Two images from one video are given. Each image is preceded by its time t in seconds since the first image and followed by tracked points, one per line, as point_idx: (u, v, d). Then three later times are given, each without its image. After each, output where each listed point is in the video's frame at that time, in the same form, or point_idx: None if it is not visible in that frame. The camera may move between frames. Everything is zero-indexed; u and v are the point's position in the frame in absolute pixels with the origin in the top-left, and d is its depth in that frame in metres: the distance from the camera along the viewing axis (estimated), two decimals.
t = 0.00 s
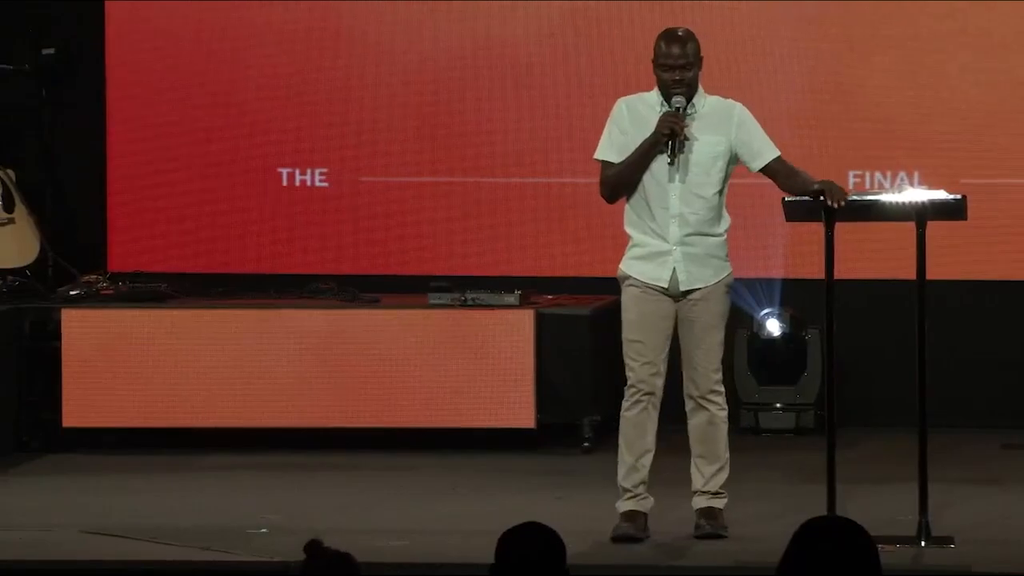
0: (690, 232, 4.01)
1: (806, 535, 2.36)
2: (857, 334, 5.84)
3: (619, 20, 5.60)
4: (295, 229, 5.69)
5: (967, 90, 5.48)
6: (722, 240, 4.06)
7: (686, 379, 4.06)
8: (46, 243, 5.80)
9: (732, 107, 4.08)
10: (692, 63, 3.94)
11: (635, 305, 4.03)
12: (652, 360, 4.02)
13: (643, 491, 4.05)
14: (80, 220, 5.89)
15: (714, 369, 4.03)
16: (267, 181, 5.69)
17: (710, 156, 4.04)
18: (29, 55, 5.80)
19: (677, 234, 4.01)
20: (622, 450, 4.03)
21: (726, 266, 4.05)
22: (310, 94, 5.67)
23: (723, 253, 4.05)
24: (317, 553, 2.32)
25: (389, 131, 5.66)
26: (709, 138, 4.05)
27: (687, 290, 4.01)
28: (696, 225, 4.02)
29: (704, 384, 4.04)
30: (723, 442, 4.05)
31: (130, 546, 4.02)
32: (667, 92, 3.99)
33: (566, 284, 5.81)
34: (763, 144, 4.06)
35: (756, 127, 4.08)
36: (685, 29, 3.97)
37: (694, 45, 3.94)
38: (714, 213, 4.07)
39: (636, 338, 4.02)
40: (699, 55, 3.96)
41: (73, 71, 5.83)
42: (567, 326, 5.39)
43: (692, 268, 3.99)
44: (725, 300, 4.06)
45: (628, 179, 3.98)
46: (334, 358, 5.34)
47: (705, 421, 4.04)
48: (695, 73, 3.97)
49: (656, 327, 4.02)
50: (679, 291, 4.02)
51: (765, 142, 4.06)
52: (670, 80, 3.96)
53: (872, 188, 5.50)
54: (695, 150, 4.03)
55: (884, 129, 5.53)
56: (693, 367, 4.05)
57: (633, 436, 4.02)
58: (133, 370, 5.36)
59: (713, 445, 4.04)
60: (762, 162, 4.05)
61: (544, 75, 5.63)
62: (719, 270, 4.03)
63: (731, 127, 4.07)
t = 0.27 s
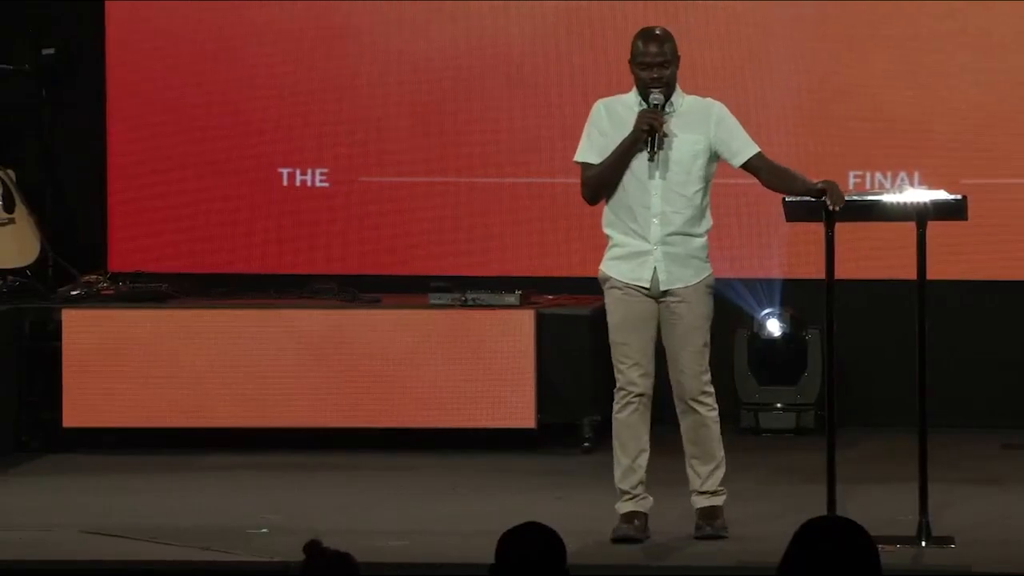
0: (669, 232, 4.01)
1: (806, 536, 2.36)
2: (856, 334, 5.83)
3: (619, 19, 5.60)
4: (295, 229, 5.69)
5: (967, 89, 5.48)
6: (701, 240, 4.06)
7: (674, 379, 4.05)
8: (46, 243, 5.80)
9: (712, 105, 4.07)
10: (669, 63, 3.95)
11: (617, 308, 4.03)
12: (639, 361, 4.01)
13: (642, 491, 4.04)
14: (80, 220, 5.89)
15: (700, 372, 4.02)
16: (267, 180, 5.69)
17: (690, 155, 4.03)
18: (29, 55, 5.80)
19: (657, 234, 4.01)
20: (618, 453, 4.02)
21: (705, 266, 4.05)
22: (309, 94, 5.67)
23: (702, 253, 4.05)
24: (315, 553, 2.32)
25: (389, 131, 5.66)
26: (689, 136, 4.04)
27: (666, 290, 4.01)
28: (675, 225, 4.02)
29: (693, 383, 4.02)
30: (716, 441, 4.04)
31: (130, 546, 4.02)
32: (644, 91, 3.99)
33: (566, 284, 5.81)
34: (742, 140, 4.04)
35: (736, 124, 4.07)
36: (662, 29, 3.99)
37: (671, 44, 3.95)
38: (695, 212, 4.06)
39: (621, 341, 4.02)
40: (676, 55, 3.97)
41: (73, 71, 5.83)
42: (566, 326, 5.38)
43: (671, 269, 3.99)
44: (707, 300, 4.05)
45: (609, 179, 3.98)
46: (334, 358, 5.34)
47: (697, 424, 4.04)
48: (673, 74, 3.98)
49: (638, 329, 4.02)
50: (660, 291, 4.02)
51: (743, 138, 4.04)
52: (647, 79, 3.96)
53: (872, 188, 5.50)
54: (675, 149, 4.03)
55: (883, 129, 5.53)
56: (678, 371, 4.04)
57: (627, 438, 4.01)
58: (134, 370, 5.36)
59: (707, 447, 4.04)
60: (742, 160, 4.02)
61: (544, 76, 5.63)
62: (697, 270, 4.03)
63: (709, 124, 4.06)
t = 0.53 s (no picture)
0: (653, 233, 4.01)
1: (806, 536, 2.36)
2: (856, 334, 5.83)
3: (619, 19, 5.59)
4: (296, 228, 5.69)
5: (967, 90, 5.48)
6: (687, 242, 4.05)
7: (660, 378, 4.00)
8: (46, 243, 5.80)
9: (696, 107, 4.07)
10: (651, 64, 3.95)
11: (604, 309, 4.03)
12: (628, 362, 4.01)
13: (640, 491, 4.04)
14: (80, 221, 5.89)
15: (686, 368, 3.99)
16: (267, 180, 5.69)
17: (675, 157, 4.03)
18: (29, 55, 5.80)
19: (642, 235, 4.00)
20: (613, 453, 4.02)
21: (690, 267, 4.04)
22: (309, 94, 5.67)
23: (688, 255, 4.04)
24: (314, 554, 2.31)
25: (389, 131, 5.66)
26: (674, 138, 4.03)
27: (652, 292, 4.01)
28: (660, 226, 4.01)
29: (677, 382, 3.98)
30: (699, 441, 4.01)
31: (130, 546, 4.02)
32: (627, 93, 3.98)
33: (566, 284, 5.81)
34: (729, 141, 4.04)
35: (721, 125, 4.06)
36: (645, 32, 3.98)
37: (654, 46, 3.95)
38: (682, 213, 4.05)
39: (610, 343, 4.03)
40: (658, 57, 3.97)
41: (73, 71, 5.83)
42: (566, 326, 5.41)
43: (656, 270, 3.99)
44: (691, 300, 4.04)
45: (593, 182, 3.97)
46: (334, 359, 5.34)
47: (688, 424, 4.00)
48: (656, 75, 3.97)
49: (627, 329, 4.03)
50: (644, 291, 4.01)
51: (730, 139, 4.04)
52: (629, 81, 3.96)
53: (872, 188, 5.50)
54: (659, 150, 4.02)
55: (883, 129, 5.53)
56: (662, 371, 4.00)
57: (623, 438, 4.01)
58: (134, 370, 5.36)
59: (694, 447, 4.01)
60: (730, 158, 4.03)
61: (543, 76, 5.63)
62: (683, 272, 4.02)
63: (695, 126, 4.06)
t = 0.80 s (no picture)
0: (645, 234, 4.00)
1: (805, 536, 2.36)
2: (856, 334, 5.83)
3: (619, 19, 5.59)
4: (295, 228, 5.69)
5: (967, 90, 5.48)
6: (680, 242, 4.04)
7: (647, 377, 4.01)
8: (46, 243, 5.80)
9: (686, 107, 4.08)
10: (642, 64, 3.95)
11: (598, 310, 4.04)
12: (624, 362, 4.01)
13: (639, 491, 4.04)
14: (80, 221, 5.89)
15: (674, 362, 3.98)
16: (267, 180, 5.69)
17: (665, 157, 4.03)
18: (29, 55, 5.80)
19: (633, 235, 4.00)
20: (611, 453, 4.02)
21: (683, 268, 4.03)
22: (308, 94, 5.67)
23: (680, 256, 4.03)
24: (312, 553, 2.32)
25: (388, 131, 5.66)
26: (664, 138, 4.04)
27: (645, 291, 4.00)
28: (651, 226, 4.01)
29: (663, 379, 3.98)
30: (682, 442, 3.99)
31: (130, 545, 4.02)
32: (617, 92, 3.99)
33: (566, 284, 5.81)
34: (720, 139, 4.04)
35: (712, 125, 4.06)
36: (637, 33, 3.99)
37: (645, 46, 3.95)
38: (674, 215, 4.05)
39: (606, 343, 4.03)
40: (649, 58, 3.97)
41: (73, 71, 5.83)
42: (566, 326, 5.42)
43: (647, 269, 3.98)
44: (683, 298, 4.04)
45: (584, 181, 3.98)
46: (334, 359, 5.34)
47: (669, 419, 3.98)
48: (647, 75, 3.98)
49: (621, 329, 4.03)
50: (638, 291, 4.01)
51: (722, 136, 4.04)
52: (620, 80, 3.96)
53: (872, 188, 5.51)
54: (649, 150, 4.03)
55: (883, 129, 5.53)
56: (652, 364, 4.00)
57: (618, 438, 4.01)
58: (135, 370, 5.36)
59: (675, 448, 3.98)
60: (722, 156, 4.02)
61: (543, 75, 5.63)
62: (675, 272, 4.01)
63: (686, 125, 4.06)
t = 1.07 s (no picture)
0: (642, 233, 4.01)
1: (804, 535, 2.36)
2: (855, 334, 5.83)
3: (618, 19, 5.59)
4: (294, 228, 5.69)
5: (966, 89, 5.48)
6: (677, 240, 4.04)
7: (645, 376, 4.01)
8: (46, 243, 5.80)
9: (683, 105, 4.07)
10: (636, 62, 3.95)
11: (596, 310, 4.04)
12: (621, 362, 4.02)
13: (638, 492, 4.04)
14: (80, 221, 5.89)
15: (672, 359, 3.99)
16: (267, 180, 5.69)
17: (662, 155, 4.03)
18: (28, 55, 5.80)
19: (630, 235, 4.00)
20: (609, 453, 4.02)
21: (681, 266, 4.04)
22: (307, 94, 5.67)
23: (678, 254, 4.03)
24: (311, 552, 2.31)
25: (387, 131, 5.66)
26: (661, 136, 4.03)
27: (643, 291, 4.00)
28: (649, 226, 4.01)
29: (660, 377, 3.98)
30: (683, 439, 3.97)
31: (129, 546, 4.02)
32: (613, 91, 3.98)
33: (566, 284, 5.81)
34: (716, 136, 4.03)
35: (708, 122, 4.06)
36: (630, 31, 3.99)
37: (639, 44, 3.95)
38: (671, 213, 4.05)
39: (604, 343, 4.03)
40: (643, 55, 3.97)
41: (72, 71, 5.83)
42: (565, 326, 5.42)
43: (644, 268, 3.98)
44: (680, 296, 4.03)
45: (581, 180, 3.98)
46: (333, 358, 5.34)
47: (666, 415, 3.97)
48: (641, 73, 3.98)
49: (619, 329, 4.03)
50: (635, 290, 4.01)
51: (718, 133, 4.04)
52: (615, 79, 3.96)
53: (870, 188, 5.51)
54: (646, 148, 4.02)
55: (882, 129, 5.53)
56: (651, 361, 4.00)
57: (616, 437, 4.01)
58: (134, 370, 5.36)
59: (675, 446, 3.97)
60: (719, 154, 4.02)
61: (542, 75, 5.63)
62: (673, 270, 4.01)
63: (683, 123, 4.05)
